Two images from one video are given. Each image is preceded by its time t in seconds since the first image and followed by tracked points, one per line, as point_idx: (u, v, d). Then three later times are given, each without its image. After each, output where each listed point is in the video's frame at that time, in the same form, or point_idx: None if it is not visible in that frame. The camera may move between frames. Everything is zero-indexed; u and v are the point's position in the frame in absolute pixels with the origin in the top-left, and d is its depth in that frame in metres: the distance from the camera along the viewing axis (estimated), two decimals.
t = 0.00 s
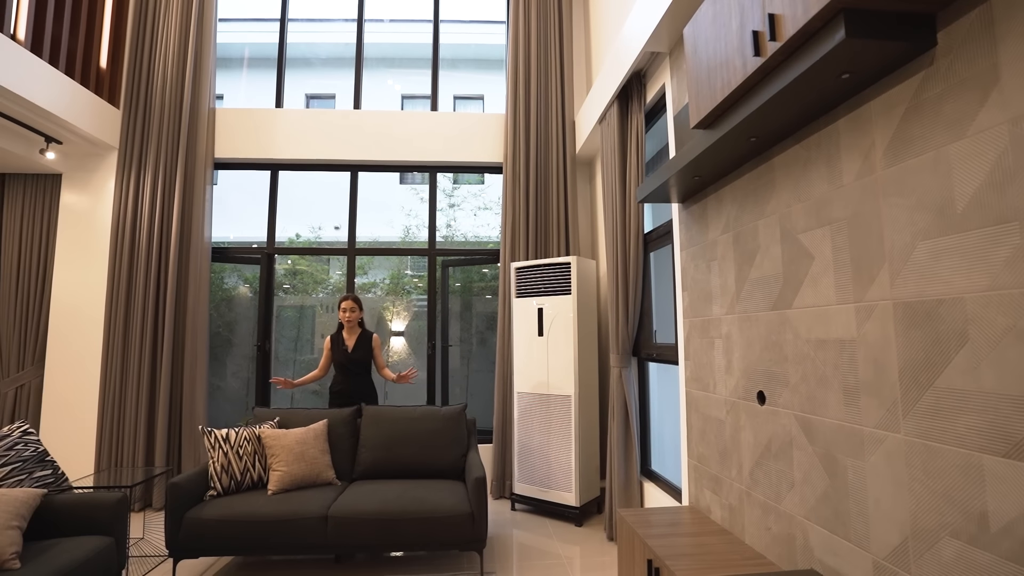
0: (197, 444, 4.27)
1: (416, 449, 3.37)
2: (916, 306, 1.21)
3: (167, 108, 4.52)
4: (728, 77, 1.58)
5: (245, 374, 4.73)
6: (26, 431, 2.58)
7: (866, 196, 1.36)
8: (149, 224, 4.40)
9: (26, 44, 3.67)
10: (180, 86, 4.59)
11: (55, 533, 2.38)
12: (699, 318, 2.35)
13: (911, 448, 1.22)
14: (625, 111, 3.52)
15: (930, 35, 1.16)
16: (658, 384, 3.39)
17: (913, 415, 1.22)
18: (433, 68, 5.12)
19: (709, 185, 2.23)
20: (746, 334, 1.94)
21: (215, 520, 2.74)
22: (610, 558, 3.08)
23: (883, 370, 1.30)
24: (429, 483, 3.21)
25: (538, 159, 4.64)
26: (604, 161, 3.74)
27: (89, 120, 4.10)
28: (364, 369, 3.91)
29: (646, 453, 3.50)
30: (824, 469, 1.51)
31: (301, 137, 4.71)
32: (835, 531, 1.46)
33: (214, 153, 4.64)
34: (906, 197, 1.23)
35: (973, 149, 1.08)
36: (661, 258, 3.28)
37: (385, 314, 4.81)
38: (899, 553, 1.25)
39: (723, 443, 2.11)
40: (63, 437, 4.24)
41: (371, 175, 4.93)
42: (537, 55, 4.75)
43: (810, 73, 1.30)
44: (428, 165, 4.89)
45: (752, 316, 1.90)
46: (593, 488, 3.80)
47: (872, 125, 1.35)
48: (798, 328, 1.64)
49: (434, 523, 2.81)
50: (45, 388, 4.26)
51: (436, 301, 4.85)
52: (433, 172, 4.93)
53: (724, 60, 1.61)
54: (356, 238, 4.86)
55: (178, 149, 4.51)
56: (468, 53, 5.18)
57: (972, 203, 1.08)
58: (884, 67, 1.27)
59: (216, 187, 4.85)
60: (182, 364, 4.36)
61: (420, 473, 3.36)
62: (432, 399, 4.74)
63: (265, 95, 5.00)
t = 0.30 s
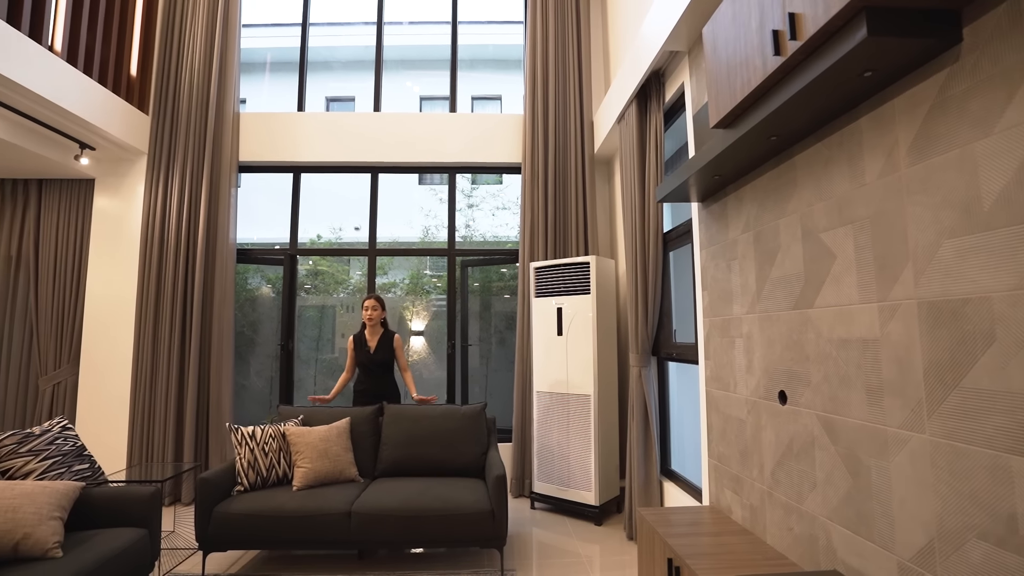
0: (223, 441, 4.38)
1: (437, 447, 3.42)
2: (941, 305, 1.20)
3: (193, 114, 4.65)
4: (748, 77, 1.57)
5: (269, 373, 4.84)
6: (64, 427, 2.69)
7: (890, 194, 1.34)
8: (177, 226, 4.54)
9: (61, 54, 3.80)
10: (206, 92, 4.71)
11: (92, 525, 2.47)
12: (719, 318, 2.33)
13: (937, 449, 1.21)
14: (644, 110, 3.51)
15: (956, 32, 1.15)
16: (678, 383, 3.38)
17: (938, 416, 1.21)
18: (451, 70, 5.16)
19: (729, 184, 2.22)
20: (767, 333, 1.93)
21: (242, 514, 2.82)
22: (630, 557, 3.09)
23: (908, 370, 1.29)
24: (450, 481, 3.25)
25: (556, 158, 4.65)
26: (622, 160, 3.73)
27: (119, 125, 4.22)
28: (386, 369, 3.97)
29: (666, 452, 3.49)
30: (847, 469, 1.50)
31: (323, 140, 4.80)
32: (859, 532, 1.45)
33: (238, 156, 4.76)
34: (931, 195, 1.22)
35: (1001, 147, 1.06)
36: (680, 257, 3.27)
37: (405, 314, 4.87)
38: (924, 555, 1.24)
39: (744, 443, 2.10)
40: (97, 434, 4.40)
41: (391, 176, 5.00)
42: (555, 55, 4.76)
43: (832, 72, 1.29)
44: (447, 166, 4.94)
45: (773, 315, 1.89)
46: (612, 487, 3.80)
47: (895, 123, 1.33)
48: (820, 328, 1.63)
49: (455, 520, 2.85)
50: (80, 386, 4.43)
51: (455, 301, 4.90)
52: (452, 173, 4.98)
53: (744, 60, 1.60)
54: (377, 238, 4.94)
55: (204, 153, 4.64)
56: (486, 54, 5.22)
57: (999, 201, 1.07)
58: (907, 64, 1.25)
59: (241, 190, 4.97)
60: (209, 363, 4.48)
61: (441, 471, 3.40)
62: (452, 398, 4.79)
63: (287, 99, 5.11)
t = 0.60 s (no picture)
0: (247, 439, 4.48)
1: (455, 446, 3.46)
2: (963, 305, 1.19)
3: (216, 120, 4.76)
4: (766, 77, 1.57)
5: (290, 372, 4.94)
6: (98, 423, 2.79)
7: (910, 193, 1.33)
8: (201, 229, 4.65)
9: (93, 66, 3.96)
10: (229, 98, 4.82)
11: (125, 520, 2.56)
12: (737, 318, 2.33)
13: (959, 449, 1.20)
14: (661, 110, 3.50)
15: (977, 29, 1.13)
16: (696, 383, 3.36)
17: (961, 416, 1.20)
18: (468, 72, 5.20)
19: (747, 184, 2.21)
20: (786, 333, 1.92)
21: (267, 510, 2.89)
22: (648, 557, 3.09)
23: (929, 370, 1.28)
24: (469, 480, 3.28)
25: (573, 158, 4.66)
26: (639, 160, 3.73)
27: (146, 132, 4.36)
28: (405, 369, 4.02)
29: (684, 452, 3.48)
30: (867, 469, 1.49)
31: (343, 144, 4.88)
32: (880, 533, 1.44)
33: (260, 160, 4.86)
34: (952, 194, 1.21)
35: None
36: (698, 257, 3.26)
37: (422, 314, 4.93)
38: (947, 557, 1.23)
39: (763, 443, 2.09)
40: (126, 431, 4.54)
41: (409, 178, 5.06)
42: (571, 55, 4.76)
43: (850, 71, 1.29)
44: (464, 167, 4.98)
45: (792, 315, 1.88)
46: (630, 486, 3.79)
47: (915, 122, 1.32)
48: (840, 328, 1.62)
49: (474, 519, 2.88)
50: (110, 384, 4.57)
51: (472, 301, 4.93)
52: (469, 174, 5.02)
53: (761, 61, 1.60)
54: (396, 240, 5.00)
55: (226, 158, 4.74)
56: (502, 56, 5.24)
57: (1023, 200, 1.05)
58: (928, 62, 1.25)
59: (262, 193, 5.07)
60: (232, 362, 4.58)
61: (460, 470, 3.44)
62: (469, 397, 4.83)
63: (307, 103, 5.20)
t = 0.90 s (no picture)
0: (267, 438, 4.57)
1: (472, 445, 3.49)
2: (984, 305, 1.17)
3: (236, 124, 4.86)
4: (781, 77, 1.56)
5: (308, 372, 5.02)
6: (125, 421, 2.87)
7: (929, 192, 1.32)
8: (221, 232, 4.75)
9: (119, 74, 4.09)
10: (248, 102, 4.92)
11: (151, 515, 2.64)
12: (754, 318, 2.31)
13: (980, 451, 1.18)
14: (676, 110, 3.49)
15: (997, 26, 1.12)
16: (712, 384, 3.34)
17: (982, 418, 1.18)
18: (482, 74, 5.23)
19: (763, 183, 2.20)
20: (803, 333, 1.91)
21: (287, 507, 2.95)
22: (664, 557, 3.08)
23: (949, 371, 1.27)
24: (485, 479, 3.31)
25: (588, 158, 4.66)
26: (654, 160, 3.71)
27: (170, 138, 4.49)
28: (422, 369, 4.06)
29: (700, 453, 3.47)
30: (886, 471, 1.48)
31: (360, 146, 4.95)
32: (899, 535, 1.43)
33: (278, 163, 4.95)
34: (973, 193, 1.20)
35: None
36: (714, 256, 3.24)
37: (438, 314, 4.97)
38: (968, 559, 1.21)
39: (780, 443, 2.07)
40: (151, 428, 4.66)
41: (424, 179, 5.11)
42: (585, 55, 4.76)
43: (867, 70, 1.28)
44: (478, 168, 5.01)
45: (809, 315, 1.87)
46: (646, 487, 3.79)
47: (935, 120, 1.31)
48: (857, 328, 1.61)
49: (491, 517, 2.90)
50: (135, 383, 4.69)
51: (488, 301, 4.96)
52: (484, 175, 5.05)
53: (777, 60, 1.59)
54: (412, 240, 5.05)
55: (245, 162, 4.84)
56: (516, 57, 5.26)
57: None
58: (947, 60, 1.23)
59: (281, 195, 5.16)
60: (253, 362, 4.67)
61: (476, 469, 3.47)
62: (485, 397, 4.86)
63: (324, 107, 5.28)
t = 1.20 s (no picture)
0: (285, 436, 4.65)
1: (487, 445, 3.51)
2: (1003, 305, 1.16)
3: (254, 127, 4.95)
4: (795, 76, 1.56)
5: (324, 371, 5.09)
6: (149, 419, 2.95)
7: (947, 191, 1.31)
8: (240, 234, 4.84)
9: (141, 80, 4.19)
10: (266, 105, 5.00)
11: (174, 511, 2.70)
12: (769, 318, 2.30)
13: (1000, 453, 1.17)
14: (690, 109, 3.47)
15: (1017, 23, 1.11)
16: (728, 384, 3.32)
17: (1002, 419, 1.17)
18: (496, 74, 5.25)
19: (778, 182, 2.18)
20: (819, 333, 1.89)
21: (305, 504, 3.00)
22: (679, 557, 3.07)
23: (967, 372, 1.25)
24: (500, 478, 3.33)
25: (601, 158, 4.65)
26: (667, 159, 3.70)
27: (190, 141, 4.58)
28: (436, 368, 4.10)
29: (715, 453, 3.45)
30: (904, 472, 1.46)
31: (375, 149, 5.01)
32: (918, 537, 1.41)
33: (295, 166, 5.02)
34: (991, 191, 1.18)
35: None
36: (728, 256, 3.22)
37: (453, 314, 5.00)
38: (988, 562, 1.20)
39: (796, 444, 2.06)
40: (173, 426, 4.76)
41: (438, 180, 5.15)
42: (599, 55, 4.76)
43: (882, 69, 1.27)
44: (492, 169, 5.03)
45: (825, 315, 1.85)
46: (660, 487, 3.78)
47: (952, 118, 1.29)
48: (874, 328, 1.59)
49: (506, 516, 2.92)
50: (158, 382, 4.80)
51: (502, 301, 4.98)
52: (498, 176, 5.07)
53: (791, 59, 1.59)
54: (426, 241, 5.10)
55: (263, 164, 4.92)
56: (529, 57, 5.27)
57: None
58: (965, 58, 1.22)
59: (298, 197, 5.24)
60: (271, 361, 4.75)
61: (491, 468, 3.49)
62: (499, 396, 4.88)
63: (340, 110, 5.35)
